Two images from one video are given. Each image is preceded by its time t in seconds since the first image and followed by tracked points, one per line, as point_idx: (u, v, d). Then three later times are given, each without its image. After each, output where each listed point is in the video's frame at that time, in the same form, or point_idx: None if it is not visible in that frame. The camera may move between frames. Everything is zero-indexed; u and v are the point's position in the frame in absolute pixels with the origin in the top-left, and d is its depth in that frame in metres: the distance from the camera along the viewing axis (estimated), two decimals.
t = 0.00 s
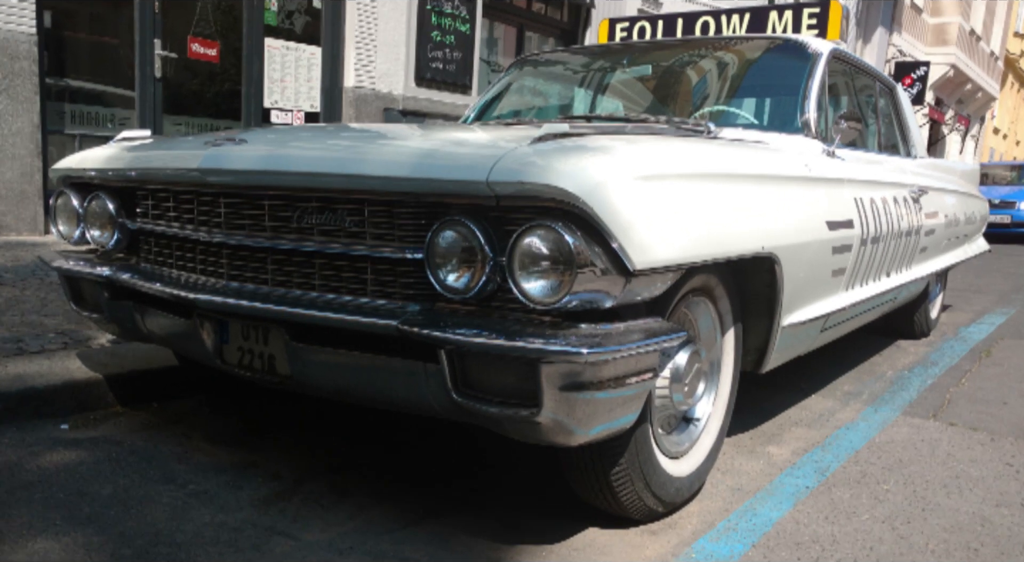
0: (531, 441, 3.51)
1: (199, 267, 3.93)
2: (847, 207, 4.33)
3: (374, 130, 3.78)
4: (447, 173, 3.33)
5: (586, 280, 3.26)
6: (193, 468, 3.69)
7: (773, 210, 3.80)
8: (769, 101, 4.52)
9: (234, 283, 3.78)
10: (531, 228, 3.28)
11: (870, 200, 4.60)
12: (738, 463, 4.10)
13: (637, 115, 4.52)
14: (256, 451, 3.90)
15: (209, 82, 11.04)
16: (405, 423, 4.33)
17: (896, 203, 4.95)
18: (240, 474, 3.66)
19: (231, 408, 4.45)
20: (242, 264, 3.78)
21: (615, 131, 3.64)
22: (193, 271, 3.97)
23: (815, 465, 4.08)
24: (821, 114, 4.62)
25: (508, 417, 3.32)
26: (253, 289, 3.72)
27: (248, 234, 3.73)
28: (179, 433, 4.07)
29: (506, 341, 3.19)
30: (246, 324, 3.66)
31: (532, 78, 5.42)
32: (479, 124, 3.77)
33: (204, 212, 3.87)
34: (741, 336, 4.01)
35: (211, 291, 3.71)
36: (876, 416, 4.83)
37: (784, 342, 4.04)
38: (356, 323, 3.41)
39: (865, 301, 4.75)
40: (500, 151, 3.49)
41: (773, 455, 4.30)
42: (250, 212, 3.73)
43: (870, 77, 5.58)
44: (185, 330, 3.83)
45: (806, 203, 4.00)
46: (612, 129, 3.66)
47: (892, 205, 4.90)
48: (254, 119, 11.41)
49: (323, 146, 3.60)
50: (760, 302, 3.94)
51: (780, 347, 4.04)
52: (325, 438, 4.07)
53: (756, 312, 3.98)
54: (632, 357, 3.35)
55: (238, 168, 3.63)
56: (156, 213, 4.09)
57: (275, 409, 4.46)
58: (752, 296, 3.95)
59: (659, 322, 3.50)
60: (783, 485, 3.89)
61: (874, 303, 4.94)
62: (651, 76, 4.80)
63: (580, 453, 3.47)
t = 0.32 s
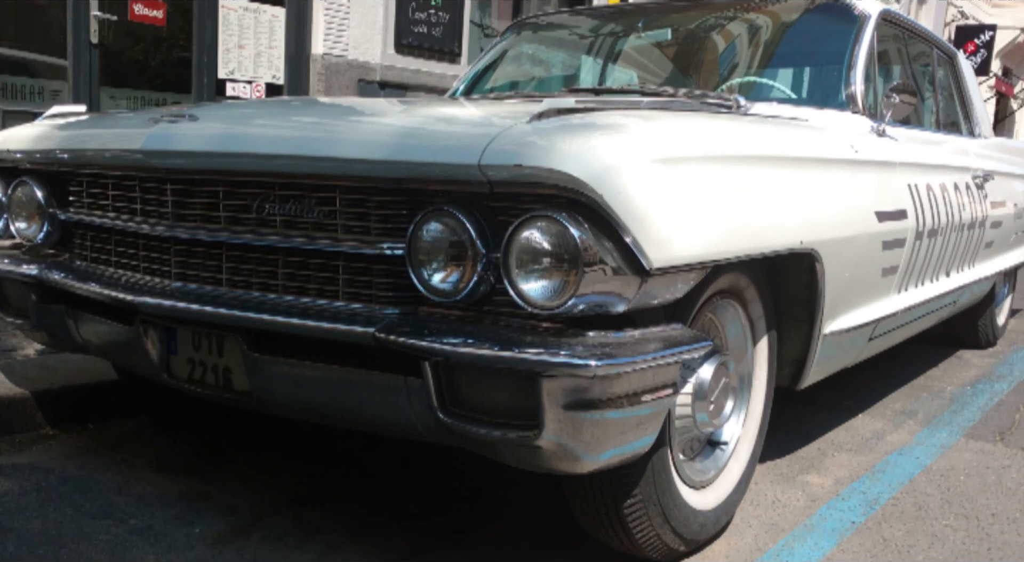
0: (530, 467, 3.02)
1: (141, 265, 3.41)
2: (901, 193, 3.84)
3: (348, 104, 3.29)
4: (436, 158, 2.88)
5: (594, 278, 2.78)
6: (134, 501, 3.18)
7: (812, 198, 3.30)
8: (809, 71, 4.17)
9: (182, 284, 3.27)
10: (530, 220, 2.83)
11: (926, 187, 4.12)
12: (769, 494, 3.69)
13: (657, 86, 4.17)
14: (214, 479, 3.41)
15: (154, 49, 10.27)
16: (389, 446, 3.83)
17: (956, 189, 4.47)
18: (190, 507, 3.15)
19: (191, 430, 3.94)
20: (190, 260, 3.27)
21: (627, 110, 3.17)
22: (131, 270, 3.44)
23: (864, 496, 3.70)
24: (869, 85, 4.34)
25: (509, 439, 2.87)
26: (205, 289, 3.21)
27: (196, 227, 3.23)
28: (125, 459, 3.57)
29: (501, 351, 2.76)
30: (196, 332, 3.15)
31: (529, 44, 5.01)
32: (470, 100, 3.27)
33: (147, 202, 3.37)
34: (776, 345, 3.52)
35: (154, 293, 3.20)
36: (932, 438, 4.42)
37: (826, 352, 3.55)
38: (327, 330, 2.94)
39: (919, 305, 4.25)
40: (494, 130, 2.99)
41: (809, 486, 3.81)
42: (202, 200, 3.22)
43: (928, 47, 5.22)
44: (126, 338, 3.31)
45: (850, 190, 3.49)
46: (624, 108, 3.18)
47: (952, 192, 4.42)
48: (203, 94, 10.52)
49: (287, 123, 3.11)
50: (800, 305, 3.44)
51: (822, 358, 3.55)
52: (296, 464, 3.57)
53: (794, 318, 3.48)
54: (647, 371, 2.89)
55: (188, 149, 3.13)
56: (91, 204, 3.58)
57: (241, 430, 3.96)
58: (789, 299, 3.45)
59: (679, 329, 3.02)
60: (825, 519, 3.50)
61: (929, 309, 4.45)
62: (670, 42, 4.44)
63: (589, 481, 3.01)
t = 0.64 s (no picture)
0: (529, 495, 2.65)
1: (81, 263, 3.03)
2: (955, 182, 3.47)
3: (323, 79, 2.92)
4: (421, 141, 2.53)
5: (603, 278, 2.45)
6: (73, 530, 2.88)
7: (853, 185, 2.93)
8: (847, 43, 3.98)
9: (129, 286, 2.88)
10: (529, 212, 2.50)
11: (983, 177, 3.74)
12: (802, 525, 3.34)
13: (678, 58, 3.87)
14: (174, 510, 3.06)
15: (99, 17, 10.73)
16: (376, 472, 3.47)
17: (1015, 176, 4.09)
18: (141, 539, 2.84)
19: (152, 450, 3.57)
20: (140, 258, 2.88)
21: (637, 87, 2.81)
22: (69, 269, 3.07)
23: (911, 526, 3.40)
24: (917, 59, 4.10)
25: (506, 462, 2.53)
26: (156, 291, 2.83)
27: (146, 219, 2.86)
28: (68, 484, 3.22)
29: (496, 362, 2.42)
30: (147, 339, 2.77)
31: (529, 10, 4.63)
32: (462, 77, 2.91)
33: (90, 192, 2.99)
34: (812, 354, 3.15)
35: (99, 294, 2.83)
36: (990, 464, 4.07)
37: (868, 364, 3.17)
38: (296, 337, 2.58)
39: (972, 310, 3.85)
40: (487, 108, 2.62)
41: (847, 516, 3.45)
42: (155, 187, 2.84)
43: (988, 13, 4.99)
44: (67, 347, 2.94)
45: (894, 177, 3.11)
46: (638, 85, 2.82)
47: (1011, 178, 4.06)
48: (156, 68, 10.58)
49: (252, 101, 2.74)
50: (837, 309, 3.07)
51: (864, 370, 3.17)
52: (269, 495, 3.21)
53: (831, 325, 3.12)
54: (663, 385, 2.54)
55: (138, 130, 2.77)
56: (28, 194, 3.21)
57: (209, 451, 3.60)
58: (828, 303, 3.07)
59: (699, 337, 2.65)
60: (868, 551, 3.19)
61: (986, 313, 4.07)
62: (690, 8, 4.10)
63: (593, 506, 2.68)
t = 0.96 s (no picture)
0: (529, 523, 2.37)
1: (23, 261, 2.74)
2: (1004, 172, 3.16)
3: (297, 54, 2.63)
4: (406, 125, 2.25)
5: (612, 278, 2.18)
6: None
7: (890, 173, 2.64)
8: (888, 13, 3.69)
9: (75, 288, 2.59)
10: (528, 203, 2.21)
11: None
12: (831, 553, 3.07)
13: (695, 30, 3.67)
14: (136, 552, 2.79)
15: None
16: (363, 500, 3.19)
17: None
18: None
19: (118, 474, 3.30)
20: (88, 257, 2.59)
21: (650, 64, 2.52)
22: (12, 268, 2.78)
23: (958, 558, 3.14)
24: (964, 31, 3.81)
25: (501, 485, 2.25)
26: (108, 293, 2.54)
27: (94, 212, 2.56)
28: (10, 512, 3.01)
29: (491, 373, 2.16)
30: (96, 347, 2.49)
31: None
32: (454, 53, 2.62)
33: (35, 181, 2.70)
34: (847, 364, 2.85)
35: (44, 297, 2.56)
36: None
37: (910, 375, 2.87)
38: (265, 345, 2.30)
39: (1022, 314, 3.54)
40: (480, 86, 2.34)
41: (888, 547, 3.18)
42: (106, 176, 2.55)
43: None
44: (7, 356, 2.65)
45: (937, 164, 2.81)
46: (650, 61, 2.54)
47: None
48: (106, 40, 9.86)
49: (215, 79, 2.46)
50: (875, 314, 2.78)
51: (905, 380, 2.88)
52: (246, 531, 2.94)
53: (869, 331, 2.82)
54: (680, 398, 2.26)
55: (88, 112, 2.49)
56: None
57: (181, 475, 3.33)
58: (864, 306, 2.78)
59: (719, 344, 2.36)
60: None
61: None
62: None
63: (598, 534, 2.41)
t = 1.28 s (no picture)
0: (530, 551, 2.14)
1: None
2: None
3: (271, 29, 2.40)
4: (391, 107, 2.02)
5: (620, 277, 1.96)
6: None
7: (927, 160, 2.40)
8: None
9: (23, 288, 2.36)
10: (528, 195, 1.99)
11: None
12: None
13: None
14: None
15: None
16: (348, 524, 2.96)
17: None
18: None
19: (83, 497, 3.08)
20: (38, 255, 2.37)
21: (662, 41, 2.30)
22: None
23: None
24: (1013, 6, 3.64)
25: (497, 508, 2.03)
26: (60, 294, 2.31)
27: (44, 204, 2.33)
28: None
29: (485, 385, 1.94)
30: (47, 355, 2.28)
31: None
32: (446, 29, 2.39)
33: None
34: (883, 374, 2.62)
35: None
36: None
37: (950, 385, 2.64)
38: (235, 352, 2.07)
39: None
40: (474, 64, 2.10)
41: None
42: (59, 164, 2.32)
43: None
44: None
45: (978, 151, 2.58)
46: (662, 38, 2.31)
47: None
48: (56, 13, 9.34)
49: (179, 56, 2.23)
50: (911, 317, 2.55)
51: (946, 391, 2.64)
52: None
53: (905, 337, 2.59)
54: (696, 411, 2.03)
55: (38, 94, 2.26)
56: None
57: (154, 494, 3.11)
58: (898, 310, 2.54)
59: (740, 352, 2.12)
60: None
61: None
62: None
63: None
